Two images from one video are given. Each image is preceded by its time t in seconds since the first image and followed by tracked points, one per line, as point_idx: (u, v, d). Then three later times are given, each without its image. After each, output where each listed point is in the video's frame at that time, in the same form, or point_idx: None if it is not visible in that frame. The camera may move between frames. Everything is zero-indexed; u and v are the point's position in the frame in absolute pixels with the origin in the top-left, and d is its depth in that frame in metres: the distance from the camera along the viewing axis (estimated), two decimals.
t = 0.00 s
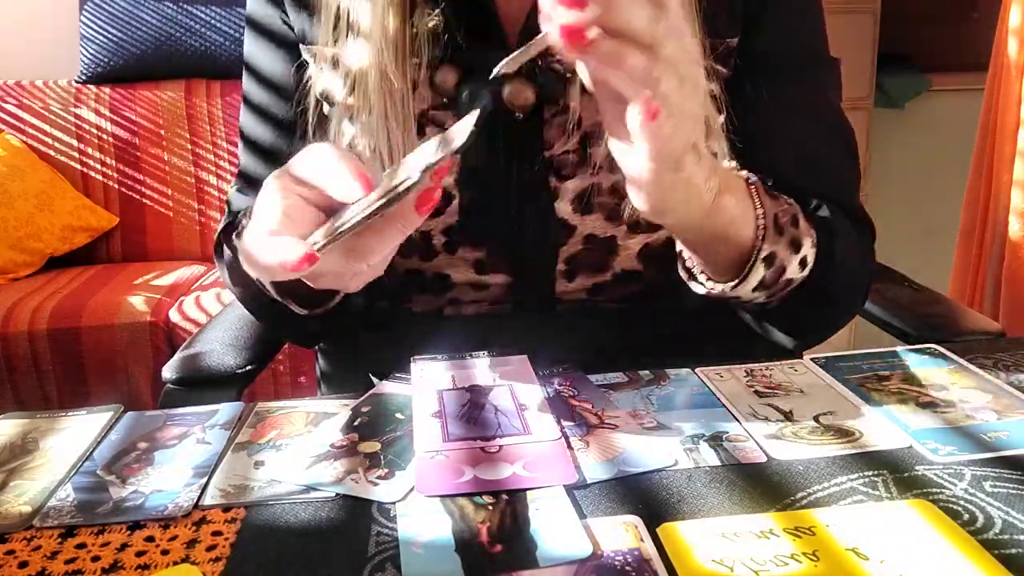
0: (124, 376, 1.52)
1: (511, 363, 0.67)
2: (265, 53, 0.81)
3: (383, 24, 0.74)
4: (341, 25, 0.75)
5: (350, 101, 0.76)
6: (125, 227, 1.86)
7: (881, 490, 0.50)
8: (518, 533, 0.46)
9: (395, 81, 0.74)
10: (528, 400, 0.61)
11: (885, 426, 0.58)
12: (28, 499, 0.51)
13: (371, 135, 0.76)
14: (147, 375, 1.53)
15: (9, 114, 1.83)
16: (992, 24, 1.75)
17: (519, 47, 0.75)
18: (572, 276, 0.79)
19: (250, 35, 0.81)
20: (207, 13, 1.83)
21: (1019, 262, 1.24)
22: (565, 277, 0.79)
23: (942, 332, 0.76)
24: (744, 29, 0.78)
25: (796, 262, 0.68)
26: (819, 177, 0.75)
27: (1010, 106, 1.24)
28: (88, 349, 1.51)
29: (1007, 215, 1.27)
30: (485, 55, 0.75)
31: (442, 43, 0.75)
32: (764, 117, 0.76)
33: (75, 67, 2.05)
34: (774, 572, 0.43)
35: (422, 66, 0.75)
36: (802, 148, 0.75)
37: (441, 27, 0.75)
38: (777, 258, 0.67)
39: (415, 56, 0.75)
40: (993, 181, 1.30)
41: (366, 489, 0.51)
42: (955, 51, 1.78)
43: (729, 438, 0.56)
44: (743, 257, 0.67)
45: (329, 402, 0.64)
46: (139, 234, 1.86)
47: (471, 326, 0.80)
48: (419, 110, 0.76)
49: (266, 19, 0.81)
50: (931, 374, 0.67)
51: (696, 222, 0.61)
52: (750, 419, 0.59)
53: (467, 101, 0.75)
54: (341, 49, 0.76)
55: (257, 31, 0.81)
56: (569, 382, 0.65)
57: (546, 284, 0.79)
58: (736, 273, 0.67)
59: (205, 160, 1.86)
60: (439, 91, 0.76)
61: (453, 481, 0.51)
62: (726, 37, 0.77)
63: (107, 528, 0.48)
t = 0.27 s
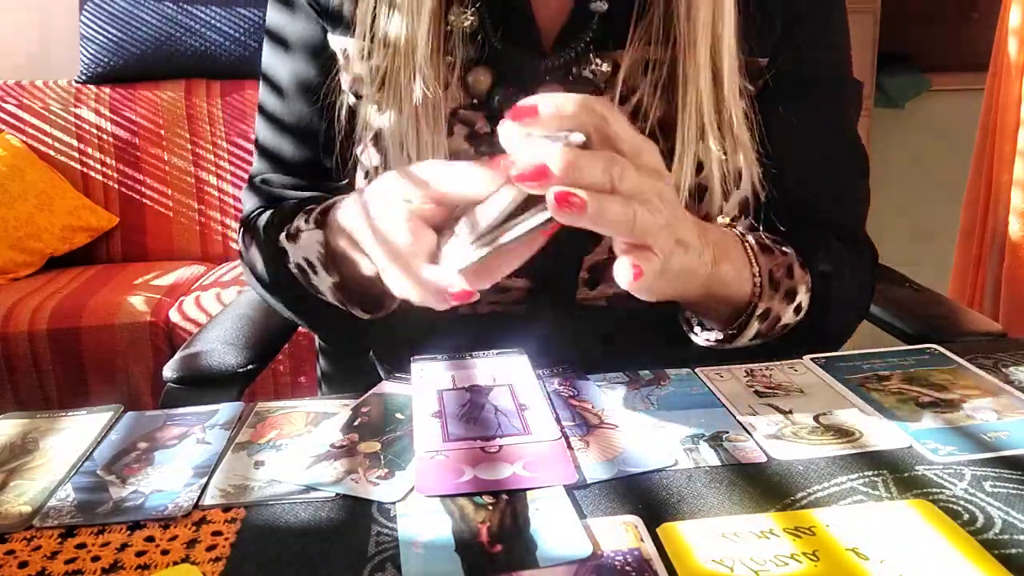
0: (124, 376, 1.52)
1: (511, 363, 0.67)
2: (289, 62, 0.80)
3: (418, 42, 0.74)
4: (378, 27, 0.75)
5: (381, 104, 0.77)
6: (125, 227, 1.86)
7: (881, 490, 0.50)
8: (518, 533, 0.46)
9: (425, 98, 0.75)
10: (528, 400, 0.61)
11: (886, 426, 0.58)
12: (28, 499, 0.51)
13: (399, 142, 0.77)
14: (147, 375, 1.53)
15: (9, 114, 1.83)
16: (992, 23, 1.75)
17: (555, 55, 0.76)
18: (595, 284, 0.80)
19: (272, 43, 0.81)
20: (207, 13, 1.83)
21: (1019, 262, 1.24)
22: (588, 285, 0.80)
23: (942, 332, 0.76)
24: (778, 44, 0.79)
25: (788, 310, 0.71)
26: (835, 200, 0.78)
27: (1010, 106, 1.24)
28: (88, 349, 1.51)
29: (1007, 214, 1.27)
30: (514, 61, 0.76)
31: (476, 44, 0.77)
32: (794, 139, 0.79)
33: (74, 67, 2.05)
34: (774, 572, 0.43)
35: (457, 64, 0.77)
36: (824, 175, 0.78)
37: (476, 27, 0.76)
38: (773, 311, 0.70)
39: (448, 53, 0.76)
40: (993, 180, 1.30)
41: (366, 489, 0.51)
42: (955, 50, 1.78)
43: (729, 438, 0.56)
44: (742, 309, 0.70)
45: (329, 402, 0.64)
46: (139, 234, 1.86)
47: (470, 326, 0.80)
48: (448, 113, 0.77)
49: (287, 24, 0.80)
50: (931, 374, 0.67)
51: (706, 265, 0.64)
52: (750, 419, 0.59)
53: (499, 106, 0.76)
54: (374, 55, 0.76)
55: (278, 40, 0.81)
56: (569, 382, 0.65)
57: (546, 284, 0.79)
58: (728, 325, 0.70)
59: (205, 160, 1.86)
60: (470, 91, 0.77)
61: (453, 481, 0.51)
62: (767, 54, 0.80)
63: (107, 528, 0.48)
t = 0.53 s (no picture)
0: (124, 376, 1.53)
1: (511, 363, 0.67)
2: (303, 69, 0.81)
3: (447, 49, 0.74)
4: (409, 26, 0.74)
5: (405, 103, 0.77)
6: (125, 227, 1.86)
7: (881, 490, 0.50)
8: (518, 533, 0.46)
9: (457, 104, 0.75)
10: (528, 399, 0.61)
11: (885, 426, 0.58)
12: (29, 499, 0.51)
13: (422, 141, 0.77)
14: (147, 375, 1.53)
15: (9, 114, 1.83)
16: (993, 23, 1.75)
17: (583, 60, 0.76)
18: (613, 288, 0.79)
19: (286, 52, 0.82)
20: (207, 13, 1.83)
21: (1019, 262, 1.24)
22: (606, 288, 0.79)
23: (943, 332, 0.76)
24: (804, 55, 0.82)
25: (823, 309, 0.71)
26: (846, 202, 0.81)
27: (1010, 106, 1.24)
28: (88, 349, 1.51)
29: (1007, 214, 1.27)
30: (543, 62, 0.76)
31: (504, 44, 0.75)
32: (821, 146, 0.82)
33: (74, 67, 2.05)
34: (773, 572, 0.43)
35: (482, 66, 0.75)
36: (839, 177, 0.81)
37: (503, 30, 0.75)
38: (810, 310, 0.70)
39: (476, 55, 0.75)
40: (993, 181, 1.30)
41: (366, 489, 0.51)
42: (956, 50, 1.78)
43: (729, 438, 0.56)
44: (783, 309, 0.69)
45: (329, 401, 0.64)
46: (139, 234, 1.86)
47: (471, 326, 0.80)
48: (473, 113, 0.76)
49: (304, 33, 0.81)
50: (931, 374, 0.67)
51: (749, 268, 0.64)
52: (750, 418, 0.59)
53: (525, 109, 0.76)
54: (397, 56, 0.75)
55: (292, 48, 0.82)
56: (569, 382, 0.65)
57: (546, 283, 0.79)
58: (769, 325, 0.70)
59: (205, 160, 1.86)
60: (497, 94, 0.77)
61: (453, 481, 0.51)
62: (795, 66, 0.82)
63: (107, 528, 0.48)
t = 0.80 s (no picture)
0: (124, 376, 1.53)
1: (511, 363, 0.67)
2: (306, 71, 0.80)
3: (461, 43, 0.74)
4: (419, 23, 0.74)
5: (415, 100, 0.77)
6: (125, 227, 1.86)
7: (880, 490, 0.50)
8: (518, 533, 0.46)
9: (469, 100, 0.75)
10: (528, 399, 0.61)
11: (885, 426, 0.58)
12: (29, 499, 0.51)
13: (432, 139, 0.77)
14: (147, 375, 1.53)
15: (9, 114, 1.83)
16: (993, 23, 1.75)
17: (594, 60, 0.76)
18: (620, 286, 0.80)
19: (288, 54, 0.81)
20: (207, 13, 1.84)
21: (1019, 262, 1.24)
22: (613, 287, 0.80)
23: (943, 332, 0.76)
24: (812, 57, 0.83)
25: (826, 314, 0.71)
26: (856, 201, 0.81)
27: (1010, 106, 1.24)
28: (88, 349, 1.51)
29: (1007, 214, 1.27)
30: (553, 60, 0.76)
31: (515, 43, 0.76)
32: (830, 143, 0.82)
33: (74, 67, 2.05)
34: (773, 573, 0.43)
35: (494, 63, 0.76)
36: (849, 177, 0.81)
37: (515, 26, 0.75)
38: (814, 313, 0.70)
39: (487, 53, 0.75)
40: (993, 180, 1.30)
41: (366, 489, 0.51)
42: (956, 50, 1.78)
43: (729, 438, 0.56)
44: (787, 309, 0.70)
45: (329, 401, 0.64)
46: (139, 234, 1.86)
47: (472, 326, 0.80)
48: (484, 112, 0.77)
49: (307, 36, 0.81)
50: (931, 374, 0.67)
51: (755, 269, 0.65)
52: (750, 418, 0.59)
53: (536, 108, 0.76)
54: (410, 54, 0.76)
55: (294, 50, 0.81)
56: (569, 382, 0.65)
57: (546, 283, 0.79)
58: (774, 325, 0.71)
59: (205, 160, 1.86)
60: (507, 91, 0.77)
61: (453, 481, 0.51)
62: (806, 68, 0.83)
63: (107, 528, 0.48)
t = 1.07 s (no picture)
0: (124, 376, 1.53)
1: (511, 363, 0.67)
2: (307, 72, 0.80)
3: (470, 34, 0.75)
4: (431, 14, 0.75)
5: (424, 94, 0.78)
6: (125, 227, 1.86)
7: (880, 490, 0.50)
8: (518, 533, 0.46)
9: (478, 89, 0.76)
10: (528, 399, 0.61)
11: (885, 426, 0.58)
12: (29, 499, 0.51)
13: (442, 133, 0.78)
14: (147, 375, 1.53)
15: (9, 114, 1.83)
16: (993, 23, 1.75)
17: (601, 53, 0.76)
18: (626, 282, 0.79)
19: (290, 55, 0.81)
20: (207, 13, 1.83)
21: (1019, 262, 1.24)
22: (619, 284, 0.79)
23: (943, 332, 0.76)
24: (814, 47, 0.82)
25: (820, 314, 0.72)
26: (857, 199, 0.81)
27: (1010, 106, 1.24)
28: (89, 348, 1.51)
29: (1007, 214, 1.27)
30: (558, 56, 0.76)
31: (521, 36, 0.76)
32: (832, 140, 0.82)
33: (74, 67, 2.05)
34: (773, 573, 0.43)
35: (502, 56, 0.76)
36: (853, 173, 0.81)
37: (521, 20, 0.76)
38: (807, 313, 0.71)
39: (494, 46, 0.76)
40: (993, 180, 1.30)
41: (366, 489, 0.51)
42: (956, 50, 1.78)
43: (729, 438, 0.56)
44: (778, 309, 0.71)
45: (329, 401, 0.64)
46: (139, 234, 1.86)
47: (472, 326, 0.80)
48: (492, 106, 0.77)
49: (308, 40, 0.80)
50: (931, 374, 0.67)
51: (742, 271, 0.65)
52: (749, 418, 0.59)
53: (543, 100, 0.76)
54: (417, 49, 0.76)
55: (296, 51, 0.81)
56: (569, 382, 0.65)
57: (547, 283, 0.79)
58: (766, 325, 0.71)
59: (205, 160, 1.86)
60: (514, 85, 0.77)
61: (453, 481, 0.51)
62: (807, 61, 0.82)
63: (107, 528, 0.48)
